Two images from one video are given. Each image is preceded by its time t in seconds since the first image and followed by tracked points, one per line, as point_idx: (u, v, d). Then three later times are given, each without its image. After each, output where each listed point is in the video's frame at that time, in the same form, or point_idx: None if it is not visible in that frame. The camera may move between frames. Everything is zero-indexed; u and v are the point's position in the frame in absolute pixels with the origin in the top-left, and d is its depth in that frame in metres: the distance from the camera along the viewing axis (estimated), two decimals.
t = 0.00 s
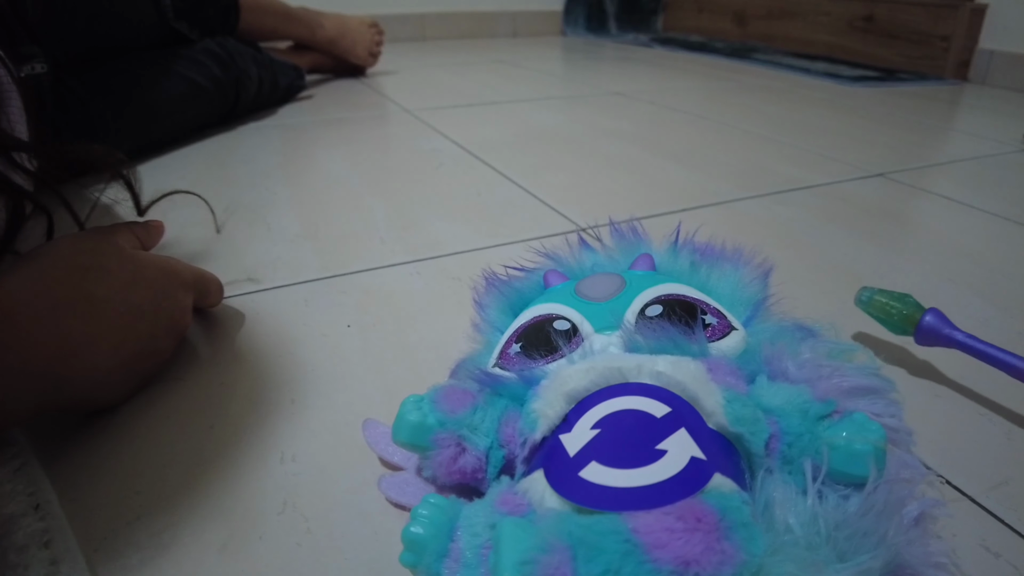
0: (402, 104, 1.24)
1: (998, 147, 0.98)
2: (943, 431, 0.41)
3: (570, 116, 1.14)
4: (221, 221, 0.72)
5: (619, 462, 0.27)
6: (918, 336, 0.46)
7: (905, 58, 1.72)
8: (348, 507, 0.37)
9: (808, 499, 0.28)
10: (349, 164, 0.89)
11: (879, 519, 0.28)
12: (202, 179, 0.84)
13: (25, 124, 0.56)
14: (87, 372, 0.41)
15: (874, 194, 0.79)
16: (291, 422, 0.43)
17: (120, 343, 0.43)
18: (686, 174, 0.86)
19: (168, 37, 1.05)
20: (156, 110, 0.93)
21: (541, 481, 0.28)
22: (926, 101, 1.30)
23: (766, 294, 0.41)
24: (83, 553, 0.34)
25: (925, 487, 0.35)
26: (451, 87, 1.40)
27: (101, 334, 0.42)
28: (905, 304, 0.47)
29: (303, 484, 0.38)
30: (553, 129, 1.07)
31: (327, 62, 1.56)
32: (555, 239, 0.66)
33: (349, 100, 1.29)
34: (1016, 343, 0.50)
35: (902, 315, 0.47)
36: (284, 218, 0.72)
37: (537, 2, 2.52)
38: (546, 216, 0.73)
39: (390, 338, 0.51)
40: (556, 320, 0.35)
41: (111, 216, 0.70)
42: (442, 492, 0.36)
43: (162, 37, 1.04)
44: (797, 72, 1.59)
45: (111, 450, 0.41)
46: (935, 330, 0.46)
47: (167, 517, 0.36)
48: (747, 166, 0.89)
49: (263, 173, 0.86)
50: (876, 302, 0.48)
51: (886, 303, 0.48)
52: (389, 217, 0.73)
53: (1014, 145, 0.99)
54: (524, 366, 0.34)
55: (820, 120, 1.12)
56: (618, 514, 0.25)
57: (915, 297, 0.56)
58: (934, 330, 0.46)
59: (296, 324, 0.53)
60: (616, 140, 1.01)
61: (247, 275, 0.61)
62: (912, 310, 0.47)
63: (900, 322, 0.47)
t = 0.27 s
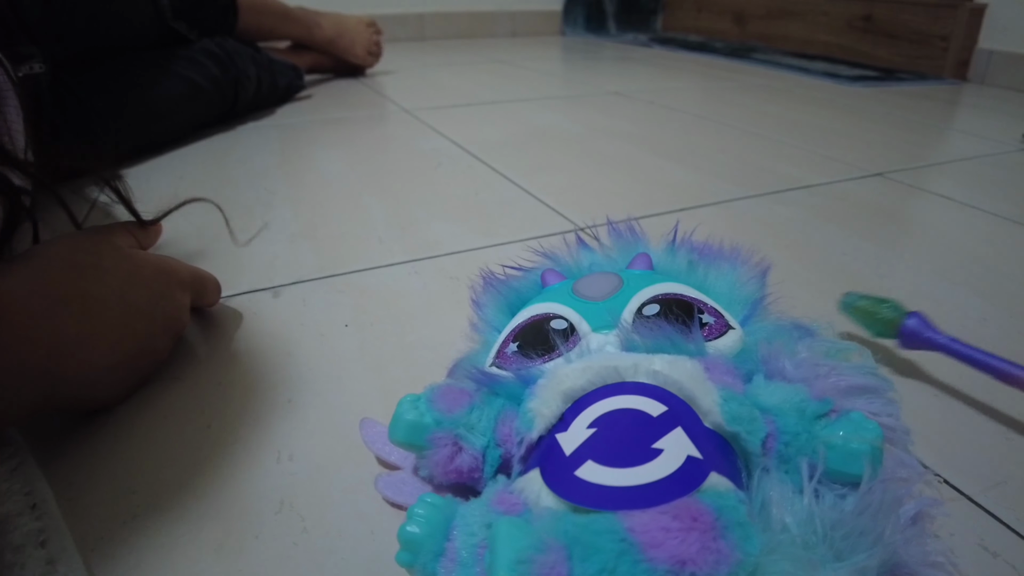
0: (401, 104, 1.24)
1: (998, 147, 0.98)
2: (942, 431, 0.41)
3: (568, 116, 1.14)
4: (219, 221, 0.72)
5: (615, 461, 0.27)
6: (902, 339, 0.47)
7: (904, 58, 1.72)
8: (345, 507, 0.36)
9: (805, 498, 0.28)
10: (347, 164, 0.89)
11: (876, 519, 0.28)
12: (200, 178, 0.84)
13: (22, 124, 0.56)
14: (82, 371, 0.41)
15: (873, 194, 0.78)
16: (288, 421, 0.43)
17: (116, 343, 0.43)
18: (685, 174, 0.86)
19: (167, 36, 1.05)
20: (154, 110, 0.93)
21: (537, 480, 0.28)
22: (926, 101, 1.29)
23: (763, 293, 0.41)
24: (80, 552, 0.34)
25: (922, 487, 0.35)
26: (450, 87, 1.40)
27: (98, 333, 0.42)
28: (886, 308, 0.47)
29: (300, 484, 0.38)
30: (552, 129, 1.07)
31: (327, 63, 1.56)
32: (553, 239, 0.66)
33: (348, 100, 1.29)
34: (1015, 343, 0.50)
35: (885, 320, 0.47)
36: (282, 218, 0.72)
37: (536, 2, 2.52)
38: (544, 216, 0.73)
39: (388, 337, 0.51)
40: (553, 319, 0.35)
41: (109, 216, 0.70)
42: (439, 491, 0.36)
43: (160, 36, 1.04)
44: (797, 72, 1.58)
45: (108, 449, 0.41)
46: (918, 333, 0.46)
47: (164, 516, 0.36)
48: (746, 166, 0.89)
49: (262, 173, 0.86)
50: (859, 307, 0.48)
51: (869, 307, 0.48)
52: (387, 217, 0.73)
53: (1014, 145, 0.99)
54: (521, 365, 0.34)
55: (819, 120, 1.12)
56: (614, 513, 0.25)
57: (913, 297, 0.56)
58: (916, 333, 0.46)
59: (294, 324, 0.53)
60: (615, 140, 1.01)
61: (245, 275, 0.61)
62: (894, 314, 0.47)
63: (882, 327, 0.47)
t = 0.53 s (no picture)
0: (399, 104, 1.24)
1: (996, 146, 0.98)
2: (935, 430, 0.41)
3: (566, 116, 1.14)
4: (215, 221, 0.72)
5: (604, 459, 0.27)
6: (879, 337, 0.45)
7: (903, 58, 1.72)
8: (337, 506, 0.36)
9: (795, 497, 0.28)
10: (344, 163, 0.89)
11: (867, 517, 0.28)
12: (197, 178, 0.84)
13: (17, 123, 0.56)
14: (75, 369, 0.41)
15: (870, 193, 0.78)
16: (281, 420, 0.43)
17: (108, 340, 0.43)
18: (682, 173, 0.85)
19: (165, 37, 1.06)
20: (152, 109, 0.93)
21: (526, 478, 0.28)
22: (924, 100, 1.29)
23: (757, 292, 0.41)
24: (71, 551, 0.34)
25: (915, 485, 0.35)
26: (448, 87, 1.40)
27: (90, 331, 0.42)
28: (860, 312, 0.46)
29: (292, 482, 0.38)
30: (549, 129, 1.07)
31: (324, 62, 1.56)
32: (548, 239, 0.66)
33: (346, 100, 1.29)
34: (1010, 342, 0.50)
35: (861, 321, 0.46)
36: (278, 218, 0.72)
37: (535, 2, 2.52)
38: (540, 215, 0.73)
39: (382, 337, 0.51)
40: (545, 317, 0.35)
41: (105, 216, 0.70)
42: (430, 489, 0.36)
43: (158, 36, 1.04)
44: (796, 71, 1.58)
45: (101, 448, 0.41)
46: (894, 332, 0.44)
47: (156, 515, 0.36)
48: (743, 165, 0.88)
49: (259, 172, 0.86)
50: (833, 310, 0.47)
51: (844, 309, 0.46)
52: (383, 216, 0.73)
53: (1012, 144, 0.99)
54: (512, 363, 0.34)
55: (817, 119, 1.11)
56: (602, 511, 0.25)
57: (909, 296, 0.56)
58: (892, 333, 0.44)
59: (289, 323, 0.53)
60: (612, 140, 1.01)
61: (241, 274, 0.61)
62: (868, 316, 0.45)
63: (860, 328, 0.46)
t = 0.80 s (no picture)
0: (398, 104, 1.24)
1: (994, 146, 0.98)
2: (935, 430, 0.41)
3: (565, 116, 1.14)
4: (214, 221, 0.71)
5: (607, 459, 0.27)
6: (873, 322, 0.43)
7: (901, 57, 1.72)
8: (338, 506, 0.36)
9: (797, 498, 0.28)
10: (343, 163, 0.89)
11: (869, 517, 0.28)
12: (196, 178, 0.84)
13: (16, 124, 0.56)
14: (75, 368, 0.41)
15: (869, 193, 0.78)
16: (282, 420, 0.43)
17: (107, 339, 0.43)
18: (681, 173, 0.85)
19: (163, 37, 1.05)
20: (150, 109, 0.93)
21: (529, 477, 0.28)
22: (923, 100, 1.29)
23: (758, 293, 0.41)
24: (72, 551, 0.34)
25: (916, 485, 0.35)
26: (447, 87, 1.40)
27: (90, 329, 0.42)
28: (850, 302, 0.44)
29: (293, 483, 0.38)
30: (548, 129, 1.06)
31: (324, 63, 1.56)
32: (548, 239, 0.66)
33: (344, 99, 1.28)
34: (1009, 342, 0.50)
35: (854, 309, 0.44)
36: (277, 218, 0.72)
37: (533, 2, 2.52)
38: (539, 215, 0.73)
39: (382, 337, 0.51)
40: (548, 318, 0.35)
41: (104, 217, 0.70)
42: (431, 490, 0.36)
43: (156, 36, 1.04)
44: (794, 71, 1.58)
45: (101, 448, 0.41)
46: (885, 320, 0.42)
47: (157, 515, 0.36)
48: (742, 165, 0.88)
49: (257, 173, 0.86)
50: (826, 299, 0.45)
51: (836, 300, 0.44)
52: (382, 217, 0.73)
53: (1010, 144, 0.99)
54: (515, 364, 0.34)
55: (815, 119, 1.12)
56: (606, 511, 0.25)
57: (908, 296, 0.56)
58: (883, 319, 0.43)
59: (288, 323, 0.53)
60: (611, 140, 1.01)
61: (240, 275, 0.61)
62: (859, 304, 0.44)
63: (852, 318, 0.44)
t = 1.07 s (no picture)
0: (397, 104, 1.24)
1: (992, 146, 0.98)
2: (933, 428, 0.41)
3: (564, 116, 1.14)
4: (212, 221, 0.72)
5: (601, 459, 0.27)
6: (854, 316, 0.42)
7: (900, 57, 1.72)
8: (334, 506, 0.37)
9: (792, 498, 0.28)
10: (342, 163, 0.89)
11: (863, 518, 0.28)
12: (195, 178, 0.84)
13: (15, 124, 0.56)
14: (71, 368, 0.41)
15: (866, 193, 0.78)
16: (279, 420, 0.43)
17: (105, 339, 0.43)
18: (679, 173, 0.86)
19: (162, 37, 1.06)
20: (149, 109, 0.93)
21: (522, 477, 0.28)
22: (921, 100, 1.29)
23: (754, 293, 0.41)
24: (69, 550, 0.34)
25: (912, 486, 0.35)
26: (445, 87, 1.40)
27: (87, 328, 0.42)
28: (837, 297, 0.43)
29: (289, 483, 0.38)
30: (546, 129, 1.06)
31: (323, 63, 1.57)
32: (545, 239, 0.66)
33: (343, 99, 1.29)
34: (1006, 341, 0.50)
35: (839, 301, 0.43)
36: (275, 218, 0.72)
37: (532, 2, 2.52)
38: (537, 215, 0.73)
39: (379, 337, 0.51)
40: (543, 318, 0.35)
41: (103, 218, 0.70)
42: (427, 490, 0.36)
43: (156, 36, 1.04)
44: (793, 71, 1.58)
45: (98, 448, 0.41)
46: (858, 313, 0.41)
47: (153, 515, 0.36)
48: (740, 165, 0.89)
49: (256, 173, 0.86)
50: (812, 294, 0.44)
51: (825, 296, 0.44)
52: (380, 216, 0.73)
53: (1008, 144, 0.99)
54: (510, 364, 0.34)
55: (814, 119, 1.12)
56: (598, 511, 0.25)
57: (905, 296, 0.56)
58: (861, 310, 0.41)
59: (286, 323, 0.53)
60: (609, 139, 1.01)
61: (238, 274, 0.61)
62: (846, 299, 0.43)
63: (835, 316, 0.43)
